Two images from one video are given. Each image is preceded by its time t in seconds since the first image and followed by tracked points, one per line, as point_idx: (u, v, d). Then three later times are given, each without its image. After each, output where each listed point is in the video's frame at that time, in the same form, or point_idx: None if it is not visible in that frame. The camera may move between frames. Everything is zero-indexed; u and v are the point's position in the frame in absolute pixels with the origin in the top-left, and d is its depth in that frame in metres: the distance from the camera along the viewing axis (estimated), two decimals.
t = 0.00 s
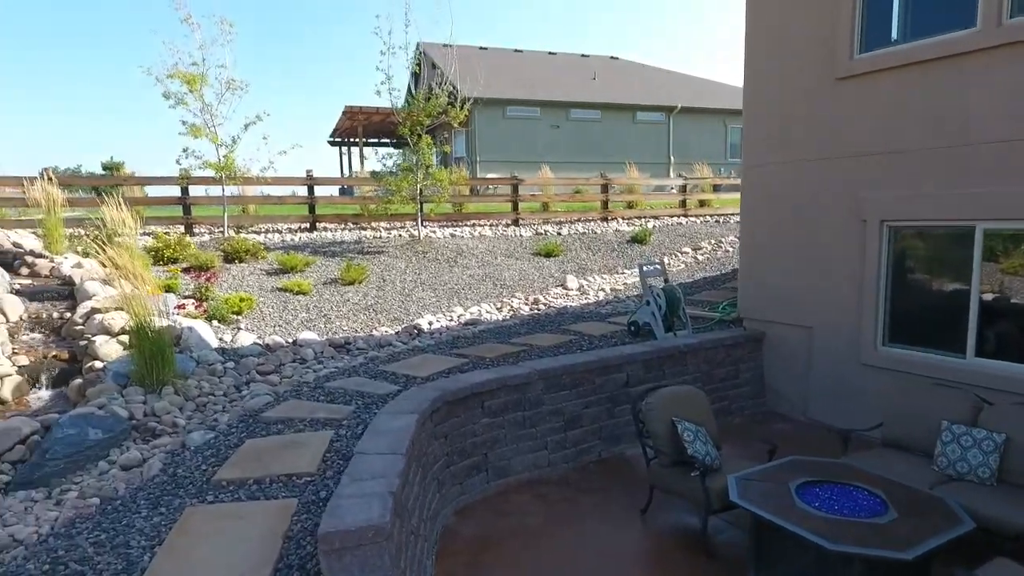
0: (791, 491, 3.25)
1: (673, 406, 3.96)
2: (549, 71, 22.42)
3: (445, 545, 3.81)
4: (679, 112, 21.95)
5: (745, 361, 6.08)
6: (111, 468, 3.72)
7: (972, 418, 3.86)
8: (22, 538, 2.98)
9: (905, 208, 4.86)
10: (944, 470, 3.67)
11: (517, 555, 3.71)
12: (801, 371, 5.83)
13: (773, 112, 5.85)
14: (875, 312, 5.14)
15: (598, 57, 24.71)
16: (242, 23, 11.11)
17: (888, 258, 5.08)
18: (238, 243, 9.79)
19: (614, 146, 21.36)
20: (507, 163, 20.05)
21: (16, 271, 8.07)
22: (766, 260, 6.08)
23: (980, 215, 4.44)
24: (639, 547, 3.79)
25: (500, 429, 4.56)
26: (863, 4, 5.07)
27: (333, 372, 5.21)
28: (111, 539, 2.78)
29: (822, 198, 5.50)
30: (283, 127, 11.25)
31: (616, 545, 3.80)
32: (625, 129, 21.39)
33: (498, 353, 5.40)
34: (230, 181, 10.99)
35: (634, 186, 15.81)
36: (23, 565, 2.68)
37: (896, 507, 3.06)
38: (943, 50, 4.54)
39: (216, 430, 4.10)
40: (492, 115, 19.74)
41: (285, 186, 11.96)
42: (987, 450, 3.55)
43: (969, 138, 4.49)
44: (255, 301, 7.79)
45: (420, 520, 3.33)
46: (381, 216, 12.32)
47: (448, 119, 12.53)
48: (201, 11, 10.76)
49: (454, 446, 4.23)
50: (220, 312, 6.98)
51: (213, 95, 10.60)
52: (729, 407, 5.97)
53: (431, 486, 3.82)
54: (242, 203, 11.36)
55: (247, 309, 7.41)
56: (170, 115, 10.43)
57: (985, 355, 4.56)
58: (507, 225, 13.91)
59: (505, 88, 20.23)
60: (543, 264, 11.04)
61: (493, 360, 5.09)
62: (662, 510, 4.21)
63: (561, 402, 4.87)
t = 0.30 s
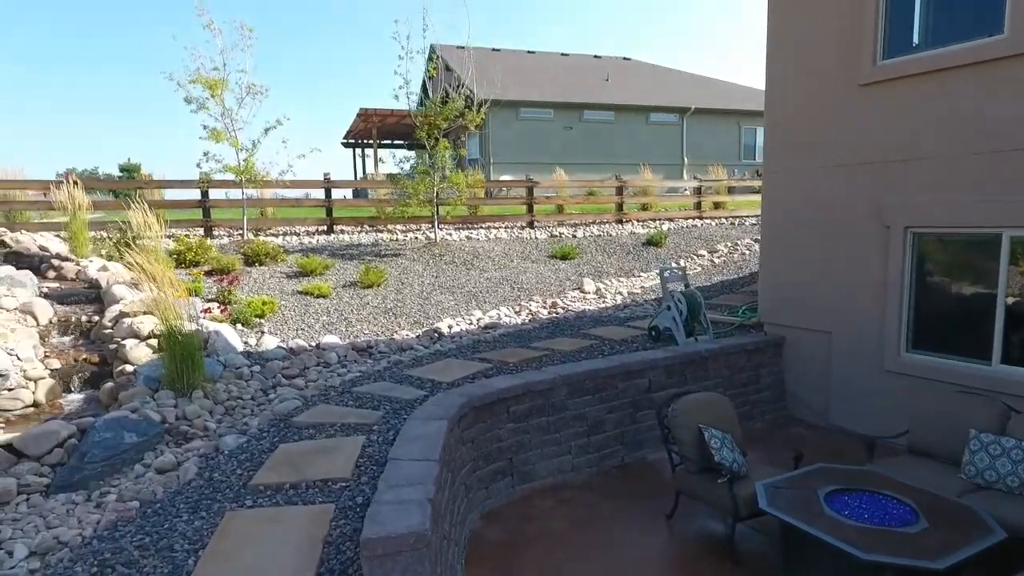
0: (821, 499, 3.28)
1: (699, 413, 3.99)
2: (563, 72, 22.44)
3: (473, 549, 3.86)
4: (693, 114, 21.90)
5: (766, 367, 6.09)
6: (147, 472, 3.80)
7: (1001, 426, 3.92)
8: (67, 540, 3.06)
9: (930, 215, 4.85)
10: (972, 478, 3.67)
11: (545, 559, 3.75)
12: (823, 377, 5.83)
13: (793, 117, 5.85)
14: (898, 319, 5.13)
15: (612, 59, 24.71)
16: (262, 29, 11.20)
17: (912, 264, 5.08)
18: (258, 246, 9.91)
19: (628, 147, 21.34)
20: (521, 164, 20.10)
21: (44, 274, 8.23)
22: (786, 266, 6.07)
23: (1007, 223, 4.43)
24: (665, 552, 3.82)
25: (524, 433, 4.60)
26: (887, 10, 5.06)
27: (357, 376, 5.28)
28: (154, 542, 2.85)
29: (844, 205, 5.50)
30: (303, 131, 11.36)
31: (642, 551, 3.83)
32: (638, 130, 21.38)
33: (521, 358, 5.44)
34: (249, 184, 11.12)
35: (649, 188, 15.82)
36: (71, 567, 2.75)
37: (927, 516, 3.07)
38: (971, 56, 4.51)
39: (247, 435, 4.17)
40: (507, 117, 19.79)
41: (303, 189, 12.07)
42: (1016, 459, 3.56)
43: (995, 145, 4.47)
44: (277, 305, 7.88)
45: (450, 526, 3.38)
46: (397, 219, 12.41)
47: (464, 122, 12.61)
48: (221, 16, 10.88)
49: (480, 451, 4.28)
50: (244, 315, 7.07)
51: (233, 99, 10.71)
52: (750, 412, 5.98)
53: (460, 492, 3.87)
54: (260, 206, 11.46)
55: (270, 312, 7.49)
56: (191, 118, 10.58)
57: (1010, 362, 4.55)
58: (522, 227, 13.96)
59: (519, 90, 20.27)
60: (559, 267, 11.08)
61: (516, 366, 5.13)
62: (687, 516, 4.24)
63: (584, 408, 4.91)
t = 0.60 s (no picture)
0: (851, 507, 3.30)
1: (724, 419, 4.02)
2: (576, 74, 22.45)
3: (501, 553, 3.91)
4: (707, 115, 21.86)
5: (787, 372, 6.10)
6: (181, 475, 3.89)
7: None
8: (109, 543, 3.13)
9: (955, 222, 4.85)
10: (1000, 487, 3.69)
11: (572, 564, 3.79)
12: (844, 383, 5.84)
13: (815, 123, 5.85)
14: (922, 325, 5.13)
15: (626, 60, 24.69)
16: (281, 34, 11.29)
17: (935, 271, 5.08)
18: (278, 249, 10.02)
19: (641, 148, 21.33)
20: (534, 166, 20.13)
21: (69, 277, 8.38)
22: (807, 270, 6.08)
23: None
24: (692, 558, 3.85)
25: (549, 439, 4.64)
26: (911, 16, 5.06)
27: (382, 380, 5.35)
28: (197, 545, 2.92)
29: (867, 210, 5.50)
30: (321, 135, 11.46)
31: (669, 556, 3.87)
32: (652, 131, 21.36)
33: (543, 363, 5.49)
34: (268, 187, 11.23)
35: (663, 191, 15.81)
36: (116, 569, 2.83)
37: (959, 525, 3.09)
38: (998, 62, 4.48)
39: (278, 438, 4.24)
40: (521, 119, 19.84)
41: (320, 192, 12.17)
42: None
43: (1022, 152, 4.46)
44: (298, 308, 7.97)
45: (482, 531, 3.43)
46: (413, 222, 12.48)
47: (481, 125, 12.67)
48: (242, 21, 10.95)
49: (507, 456, 4.33)
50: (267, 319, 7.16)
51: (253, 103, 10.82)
52: (771, 418, 6.00)
53: (489, 497, 3.93)
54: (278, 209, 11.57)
55: (292, 315, 7.58)
56: (212, 122, 10.73)
57: None
58: (537, 230, 14.00)
59: (533, 92, 20.31)
60: (575, 270, 11.12)
61: (539, 371, 5.17)
62: (712, 522, 4.27)
63: (608, 413, 4.94)
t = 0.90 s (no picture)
0: (881, 515, 3.31)
1: (751, 427, 4.04)
2: (590, 76, 22.46)
3: (529, 558, 3.96)
4: (721, 116, 21.79)
5: (809, 378, 6.10)
6: (215, 479, 3.96)
7: None
8: (150, 546, 3.21)
9: (980, 229, 4.82)
10: None
11: (599, 569, 3.83)
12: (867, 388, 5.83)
13: (838, 128, 5.84)
14: (947, 332, 5.10)
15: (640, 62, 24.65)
16: (300, 39, 11.37)
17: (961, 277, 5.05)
18: (298, 252, 10.11)
19: (655, 149, 21.30)
20: (548, 167, 20.16)
21: (95, 280, 8.52)
22: (829, 275, 6.08)
23: None
24: (719, 564, 3.88)
25: (574, 444, 4.68)
26: (936, 22, 5.04)
27: (408, 385, 5.41)
28: (237, 549, 2.99)
29: (892, 216, 5.48)
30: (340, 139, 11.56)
31: (696, 562, 3.89)
32: (666, 132, 21.33)
33: (566, 368, 5.53)
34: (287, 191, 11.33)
35: (679, 193, 15.79)
36: (160, 572, 2.90)
37: (991, 535, 3.09)
38: None
39: (308, 443, 4.30)
40: (535, 120, 19.87)
41: (338, 195, 12.27)
42: None
43: None
44: (320, 311, 8.06)
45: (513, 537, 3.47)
46: (430, 225, 12.55)
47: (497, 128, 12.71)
48: (263, 26, 11.05)
49: (533, 461, 4.36)
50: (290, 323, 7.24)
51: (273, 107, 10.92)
52: (793, 423, 6.00)
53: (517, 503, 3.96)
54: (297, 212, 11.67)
55: (313, 318, 7.66)
56: (233, 127, 10.85)
57: None
58: (552, 232, 14.04)
59: (547, 94, 20.34)
60: (592, 273, 11.13)
61: (563, 376, 5.21)
62: (738, 528, 4.29)
63: (632, 418, 4.97)
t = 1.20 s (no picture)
0: (912, 523, 3.32)
1: (778, 433, 4.05)
2: (604, 77, 22.46)
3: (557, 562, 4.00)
4: (736, 117, 21.72)
5: (831, 383, 6.10)
6: (248, 482, 4.03)
7: None
8: (191, 548, 3.28)
9: (1007, 235, 4.81)
10: None
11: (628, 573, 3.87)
12: (891, 394, 5.82)
13: (862, 133, 5.85)
14: (973, 338, 5.11)
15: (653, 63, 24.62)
16: (319, 44, 11.46)
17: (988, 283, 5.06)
18: (317, 255, 10.20)
19: (669, 151, 21.26)
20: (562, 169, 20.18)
21: (120, 283, 8.63)
22: (852, 280, 6.08)
23: None
24: (747, 570, 3.90)
25: (600, 449, 4.71)
26: (964, 28, 5.02)
27: (432, 389, 5.46)
28: (277, 553, 3.04)
29: (915, 221, 5.48)
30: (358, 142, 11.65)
31: (724, 568, 3.92)
32: (680, 133, 21.29)
33: (590, 373, 5.56)
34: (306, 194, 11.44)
35: (694, 195, 15.77)
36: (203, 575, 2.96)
37: None
38: None
39: (338, 447, 4.37)
40: (550, 122, 19.90)
41: (355, 198, 12.36)
42: None
43: None
44: (341, 314, 8.14)
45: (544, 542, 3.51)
46: (446, 227, 12.61)
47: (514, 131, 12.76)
48: (283, 31, 11.13)
49: (560, 466, 4.40)
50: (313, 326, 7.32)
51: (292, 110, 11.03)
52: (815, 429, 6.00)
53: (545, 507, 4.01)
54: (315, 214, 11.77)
55: (335, 321, 7.74)
56: (253, 131, 10.98)
57: None
58: (568, 234, 14.06)
59: (561, 95, 20.36)
60: (609, 276, 11.16)
61: (587, 381, 5.24)
62: (764, 534, 4.31)
63: (657, 424, 4.99)
